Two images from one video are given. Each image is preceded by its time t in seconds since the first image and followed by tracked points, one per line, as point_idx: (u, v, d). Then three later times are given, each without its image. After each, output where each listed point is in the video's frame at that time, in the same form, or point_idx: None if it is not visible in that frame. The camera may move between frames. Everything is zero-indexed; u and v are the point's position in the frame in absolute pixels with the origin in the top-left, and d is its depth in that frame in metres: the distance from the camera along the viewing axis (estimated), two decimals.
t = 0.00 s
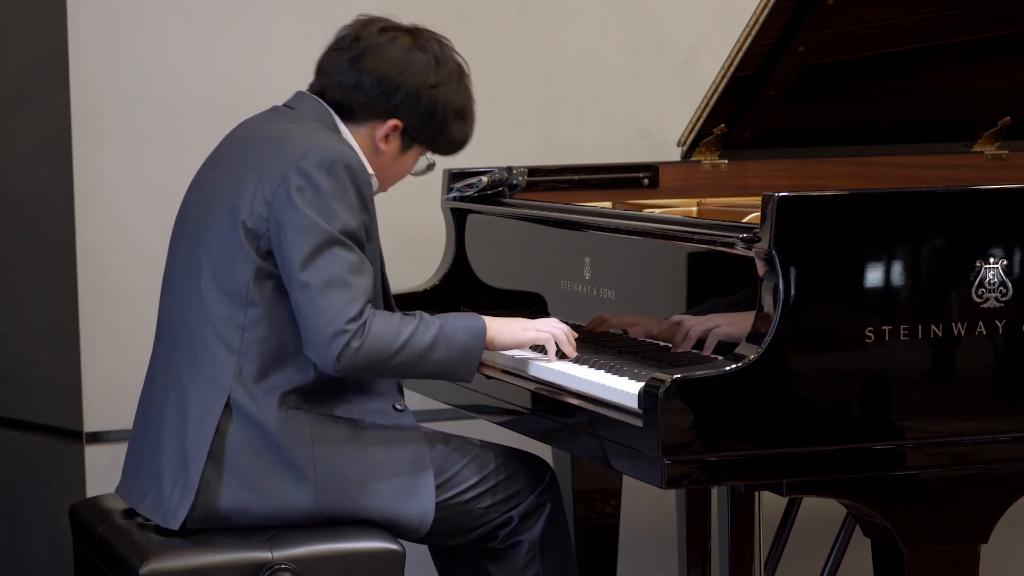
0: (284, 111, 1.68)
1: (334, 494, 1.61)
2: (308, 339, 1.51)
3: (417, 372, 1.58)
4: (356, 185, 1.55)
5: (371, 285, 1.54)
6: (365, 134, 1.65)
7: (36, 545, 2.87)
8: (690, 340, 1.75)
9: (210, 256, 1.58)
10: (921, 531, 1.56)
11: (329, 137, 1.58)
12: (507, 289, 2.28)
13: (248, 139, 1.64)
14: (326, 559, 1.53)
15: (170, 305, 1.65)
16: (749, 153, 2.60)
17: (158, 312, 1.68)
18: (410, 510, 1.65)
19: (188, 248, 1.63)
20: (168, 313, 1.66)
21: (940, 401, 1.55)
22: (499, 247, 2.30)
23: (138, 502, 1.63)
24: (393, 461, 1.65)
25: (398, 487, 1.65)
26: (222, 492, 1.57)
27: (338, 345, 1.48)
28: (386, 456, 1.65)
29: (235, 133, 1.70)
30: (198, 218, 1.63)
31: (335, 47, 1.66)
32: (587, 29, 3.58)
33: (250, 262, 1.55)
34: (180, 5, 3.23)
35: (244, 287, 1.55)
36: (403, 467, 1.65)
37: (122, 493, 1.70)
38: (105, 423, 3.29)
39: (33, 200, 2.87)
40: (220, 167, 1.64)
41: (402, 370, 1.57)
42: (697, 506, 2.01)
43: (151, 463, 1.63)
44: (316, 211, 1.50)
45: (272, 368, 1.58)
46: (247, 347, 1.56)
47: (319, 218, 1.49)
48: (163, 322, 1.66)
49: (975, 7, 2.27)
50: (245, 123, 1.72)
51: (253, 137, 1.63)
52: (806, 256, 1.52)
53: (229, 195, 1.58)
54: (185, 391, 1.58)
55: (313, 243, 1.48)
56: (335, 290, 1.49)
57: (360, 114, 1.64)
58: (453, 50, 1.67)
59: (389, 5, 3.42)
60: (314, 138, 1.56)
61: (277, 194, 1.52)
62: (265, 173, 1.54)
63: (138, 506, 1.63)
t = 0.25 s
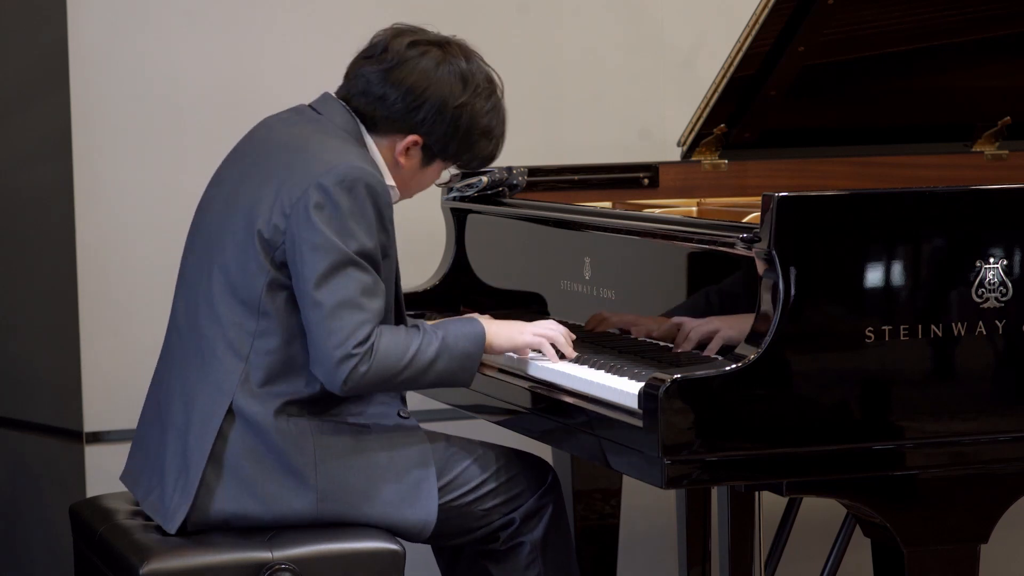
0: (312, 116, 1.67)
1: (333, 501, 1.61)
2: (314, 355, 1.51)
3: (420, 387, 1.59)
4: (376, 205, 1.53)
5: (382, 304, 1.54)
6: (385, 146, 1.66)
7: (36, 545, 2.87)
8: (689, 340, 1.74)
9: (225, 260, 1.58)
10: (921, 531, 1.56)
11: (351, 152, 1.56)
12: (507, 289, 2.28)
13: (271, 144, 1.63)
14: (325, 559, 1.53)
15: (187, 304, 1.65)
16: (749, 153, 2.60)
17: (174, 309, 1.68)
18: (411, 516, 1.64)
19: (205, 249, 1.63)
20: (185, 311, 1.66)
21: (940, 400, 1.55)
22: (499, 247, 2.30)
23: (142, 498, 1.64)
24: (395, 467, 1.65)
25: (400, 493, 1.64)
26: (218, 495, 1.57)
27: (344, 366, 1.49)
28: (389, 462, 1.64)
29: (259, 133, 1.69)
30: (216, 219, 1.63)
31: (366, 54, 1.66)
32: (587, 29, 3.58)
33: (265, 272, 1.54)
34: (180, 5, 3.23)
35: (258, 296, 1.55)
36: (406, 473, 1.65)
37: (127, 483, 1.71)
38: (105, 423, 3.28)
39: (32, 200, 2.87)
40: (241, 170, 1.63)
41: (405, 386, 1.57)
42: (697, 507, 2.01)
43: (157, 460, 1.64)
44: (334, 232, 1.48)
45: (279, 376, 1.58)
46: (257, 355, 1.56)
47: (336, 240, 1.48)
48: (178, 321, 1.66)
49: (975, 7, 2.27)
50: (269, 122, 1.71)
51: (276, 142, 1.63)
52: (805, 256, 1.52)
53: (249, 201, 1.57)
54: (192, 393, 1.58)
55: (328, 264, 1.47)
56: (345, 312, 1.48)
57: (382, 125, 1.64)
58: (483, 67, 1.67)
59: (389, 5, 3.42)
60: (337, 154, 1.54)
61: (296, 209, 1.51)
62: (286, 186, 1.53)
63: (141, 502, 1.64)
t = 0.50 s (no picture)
0: (317, 122, 1.66)
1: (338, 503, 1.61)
2: (318, 366, 1.51)
3: (423, 392, 1.60)
4: (379, 214, 1.53)
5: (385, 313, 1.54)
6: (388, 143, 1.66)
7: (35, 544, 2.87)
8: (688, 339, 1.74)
9: (229, 266, 1.58)
10: (921, 531, 1.56)
11: (355, 159, 1.55)
12: (507, 290, 2.28)
13: (276, 148, 1.63)
14: (325, 559, 1.53)
15: (194, 308, 1.65)
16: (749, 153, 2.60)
17: (181, 310, 1.69)
18: (413, 520, 1.64)
19: (211, 254, 1.63)
20: (191, 314, 1.66)
21: (940, 401, 1.55)
22: (499, 247, 2.31)
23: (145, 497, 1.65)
24: (397, 473, 1.65)
25: (402, 498, 1.64)
26: (215, 500, 1.57)
27: (350, 379, 1.49)
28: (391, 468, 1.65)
29: (265, 134, 1.69)
30: (222, 223, 1.63)
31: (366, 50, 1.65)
32: (587, 29, 3.57)
33: (268, 280, 1.54)
34: (180, 5, 3.23)
35: (262, 304, 1.55)
36: (411, 476, 1.65)
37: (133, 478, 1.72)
38: (105, 423, 3.27)
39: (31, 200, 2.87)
40: (246, 174, 1.63)
41: (409, 393, 1.58)
42: (697, 507, 2.01)
43: (161, 461, 1.64)
44: (336, 244, 1.48)
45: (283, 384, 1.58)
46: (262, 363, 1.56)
47: (339, 252, 1.48)
48: (185, 323, 1.67)
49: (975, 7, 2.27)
50: (276, 123, 1.71)
51: (281, 147, 1.62)
52: (805, 256, 1.52)
53: (252, 207, 1.57)
54: (196, 397, 1.59)
55: (331, 277, 1.47)
56: (350, 324, 1.49)
57: (382, 123, 1.64)
58: (484, 57, 1.64)
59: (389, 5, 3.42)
60: (338, 162, 1.53)
61: (298, 219, 1.50)
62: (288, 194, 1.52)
63: (144, 501, 1.65)
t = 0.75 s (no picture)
0: (294, 119, 1.65)
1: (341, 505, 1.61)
2: (321, 370, 1.52)
3: (428, 390, 1.59)
4: (365, 209, 1.53)
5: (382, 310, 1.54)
6: (363, 119, 1.63)
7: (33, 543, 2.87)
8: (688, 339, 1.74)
9: (220, 274, 1.58)
10: (920, 531, 1.56)
11: (338, 157, 1.55)
12: (507, 290, 2.29)
13: (258, 151, 1.62)
14: (326, 558, 1.53)
15: (186, 316, 1.65)
16: (749, 154, 2.60)
17: (176, 319, 1.69)
18: (416, 524, 1.64)
19: (200, 261, 1.62)
20: (185, 322, 1.66)
21: (940, 401, 1.55)
22: (499, 247, 2.31)
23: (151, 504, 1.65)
24: (400, 475, 1.65)
25: (405, 500, 1.64)
26: (219, 504, 1.57)
27: (353, 381, 1.50)
28: (395, 471, 1.65)
29: (246, 137, 1.68)
30: (211, 231, 1.62)
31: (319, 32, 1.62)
32: (587, 29, 3.57)
33: (260, 288, 1.54)
34: (180, 5, 3.23)
35: (257, 311, 1.55)
36: (414, 478, 1.65)
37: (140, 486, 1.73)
38: (105, 423, 3.27)
39: (31, 199, 2.87)
40: (230, 180, 1.62)
41: (415, 391, 1.58)
42: (697, 507, 2.01)
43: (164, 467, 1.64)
44: (325, 244, 1.48)
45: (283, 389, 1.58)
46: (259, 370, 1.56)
47: (328, 252, 1.48)
48: (180, 332, 1.67)
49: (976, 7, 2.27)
50: (256, 123, 1.70)
51: (263, 149, 1.61)
52: (805, 256, 1.52)
53: (238, 214, 1.57)
54: (195, 405, 1.59)
55: (323, 279, 1.47)
56: (347, 324, 1.49)
57: (351, 103, 1.62)
58: (439, 16, 1.58)
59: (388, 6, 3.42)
60: (318, 161, 1.53)
61: (283, 223, 1.50)
62: (272, 199, 1.52)
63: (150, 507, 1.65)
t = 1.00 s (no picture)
0: (260, 114, 1.65)
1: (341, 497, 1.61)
2: (313, 364, 1.52)
3: (425, 382, 1.59)
4: (340, 197, 1.53)
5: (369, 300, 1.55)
6: (328, 99, 1.62)
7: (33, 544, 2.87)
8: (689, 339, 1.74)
9: (204, 277, 1.58)
10: (921, 531, 1.56)
11: (312, 147, 1.55)
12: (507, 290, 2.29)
13: (229, 150, 1.61)
14: (326, 558, 1.53)
15: (172, 322, 1.65)
16: (749, 154, 2.60)
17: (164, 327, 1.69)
18: (414, 517, 1.64)
19: (182, 266, 1.63)
20: (171, 328, 1.66)
21: (940, 401, 1.55)
22: (499, 247, 2.31)
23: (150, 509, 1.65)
24: (397, 470, 1.65)
25: (403, 495, 1.64)
26: (218, 503, 1.56)
27: (346, 370, 1.49)
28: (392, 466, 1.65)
29: (218, 139, 1.68)
30: (192, 234, 1.62)
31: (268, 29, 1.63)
32: (587, 29, 3.57)
33: (244, 286, 1.55)
34: (180, 5, 3.23)
35: (243, 311, 1.55)
36: (411, 473, 1.66)
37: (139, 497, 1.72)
38: (105, 423, 3.27)
39: (31, 199, 2.87)
40: (206, 183, 1.62)
41: (411, 382, 1.58)
42: (697, 506, 2.01)
43: (162, 471, 1.64)
44: (302, 234, 1.49)
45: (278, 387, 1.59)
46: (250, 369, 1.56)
47: (306, 242, 1.48)
48: (167, 338, 1.67)
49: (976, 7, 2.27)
50: (228, 125, 1.70)
51: (232, 147, 1.61)
52: (806, 256, 1.52)
53: (215, 215, 1.57)
54: (189, 408, 1.59)
55: (304, 269, 1.48)
56: (334, 313, 1.49)
57: (314, 86, 1.62)
58: None
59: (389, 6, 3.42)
60: (290, 151, 1.53)
61: (259, 218, 1.50)
62: (246, 196, 1.52)
63: (150, 512, 1.65)
